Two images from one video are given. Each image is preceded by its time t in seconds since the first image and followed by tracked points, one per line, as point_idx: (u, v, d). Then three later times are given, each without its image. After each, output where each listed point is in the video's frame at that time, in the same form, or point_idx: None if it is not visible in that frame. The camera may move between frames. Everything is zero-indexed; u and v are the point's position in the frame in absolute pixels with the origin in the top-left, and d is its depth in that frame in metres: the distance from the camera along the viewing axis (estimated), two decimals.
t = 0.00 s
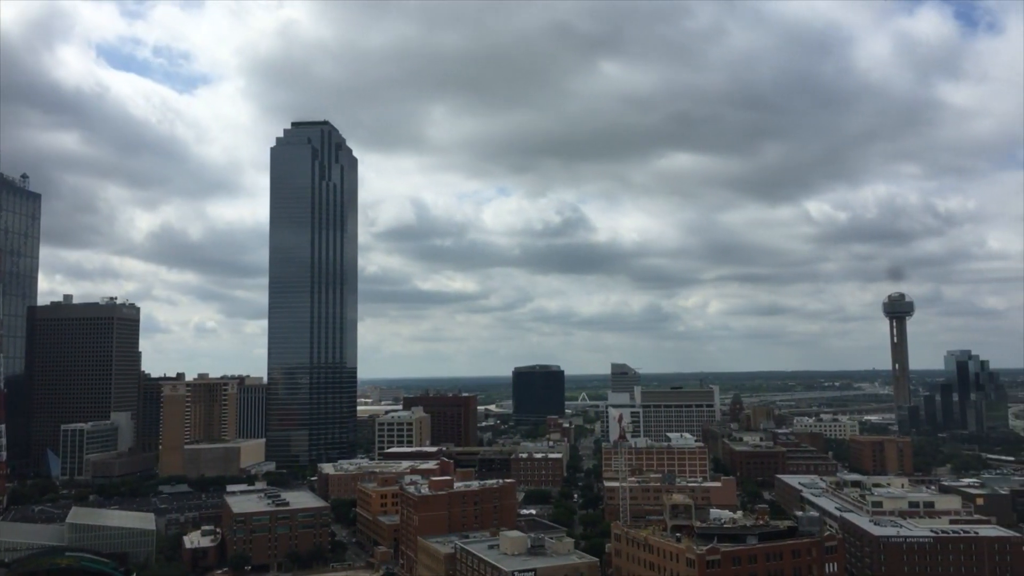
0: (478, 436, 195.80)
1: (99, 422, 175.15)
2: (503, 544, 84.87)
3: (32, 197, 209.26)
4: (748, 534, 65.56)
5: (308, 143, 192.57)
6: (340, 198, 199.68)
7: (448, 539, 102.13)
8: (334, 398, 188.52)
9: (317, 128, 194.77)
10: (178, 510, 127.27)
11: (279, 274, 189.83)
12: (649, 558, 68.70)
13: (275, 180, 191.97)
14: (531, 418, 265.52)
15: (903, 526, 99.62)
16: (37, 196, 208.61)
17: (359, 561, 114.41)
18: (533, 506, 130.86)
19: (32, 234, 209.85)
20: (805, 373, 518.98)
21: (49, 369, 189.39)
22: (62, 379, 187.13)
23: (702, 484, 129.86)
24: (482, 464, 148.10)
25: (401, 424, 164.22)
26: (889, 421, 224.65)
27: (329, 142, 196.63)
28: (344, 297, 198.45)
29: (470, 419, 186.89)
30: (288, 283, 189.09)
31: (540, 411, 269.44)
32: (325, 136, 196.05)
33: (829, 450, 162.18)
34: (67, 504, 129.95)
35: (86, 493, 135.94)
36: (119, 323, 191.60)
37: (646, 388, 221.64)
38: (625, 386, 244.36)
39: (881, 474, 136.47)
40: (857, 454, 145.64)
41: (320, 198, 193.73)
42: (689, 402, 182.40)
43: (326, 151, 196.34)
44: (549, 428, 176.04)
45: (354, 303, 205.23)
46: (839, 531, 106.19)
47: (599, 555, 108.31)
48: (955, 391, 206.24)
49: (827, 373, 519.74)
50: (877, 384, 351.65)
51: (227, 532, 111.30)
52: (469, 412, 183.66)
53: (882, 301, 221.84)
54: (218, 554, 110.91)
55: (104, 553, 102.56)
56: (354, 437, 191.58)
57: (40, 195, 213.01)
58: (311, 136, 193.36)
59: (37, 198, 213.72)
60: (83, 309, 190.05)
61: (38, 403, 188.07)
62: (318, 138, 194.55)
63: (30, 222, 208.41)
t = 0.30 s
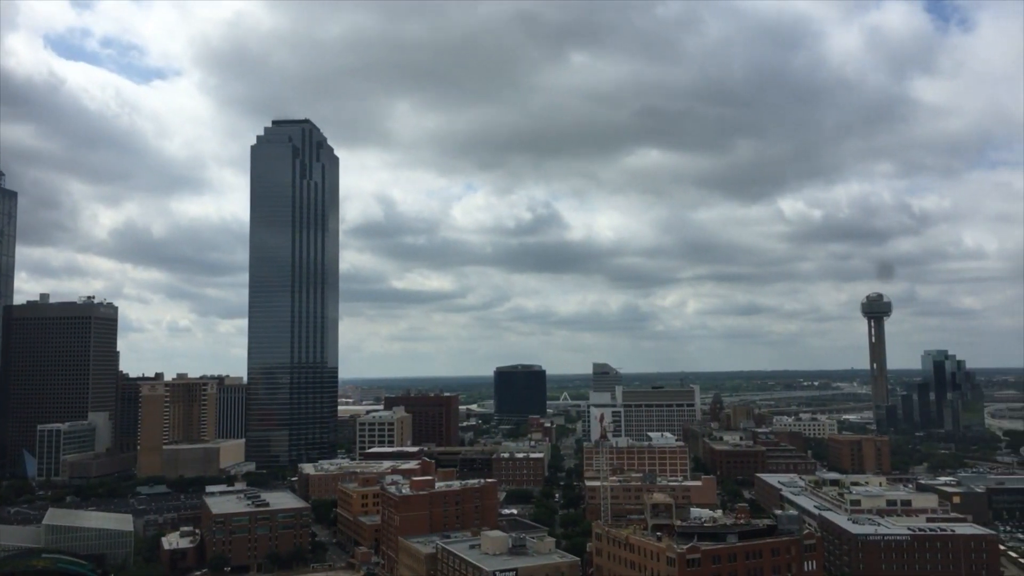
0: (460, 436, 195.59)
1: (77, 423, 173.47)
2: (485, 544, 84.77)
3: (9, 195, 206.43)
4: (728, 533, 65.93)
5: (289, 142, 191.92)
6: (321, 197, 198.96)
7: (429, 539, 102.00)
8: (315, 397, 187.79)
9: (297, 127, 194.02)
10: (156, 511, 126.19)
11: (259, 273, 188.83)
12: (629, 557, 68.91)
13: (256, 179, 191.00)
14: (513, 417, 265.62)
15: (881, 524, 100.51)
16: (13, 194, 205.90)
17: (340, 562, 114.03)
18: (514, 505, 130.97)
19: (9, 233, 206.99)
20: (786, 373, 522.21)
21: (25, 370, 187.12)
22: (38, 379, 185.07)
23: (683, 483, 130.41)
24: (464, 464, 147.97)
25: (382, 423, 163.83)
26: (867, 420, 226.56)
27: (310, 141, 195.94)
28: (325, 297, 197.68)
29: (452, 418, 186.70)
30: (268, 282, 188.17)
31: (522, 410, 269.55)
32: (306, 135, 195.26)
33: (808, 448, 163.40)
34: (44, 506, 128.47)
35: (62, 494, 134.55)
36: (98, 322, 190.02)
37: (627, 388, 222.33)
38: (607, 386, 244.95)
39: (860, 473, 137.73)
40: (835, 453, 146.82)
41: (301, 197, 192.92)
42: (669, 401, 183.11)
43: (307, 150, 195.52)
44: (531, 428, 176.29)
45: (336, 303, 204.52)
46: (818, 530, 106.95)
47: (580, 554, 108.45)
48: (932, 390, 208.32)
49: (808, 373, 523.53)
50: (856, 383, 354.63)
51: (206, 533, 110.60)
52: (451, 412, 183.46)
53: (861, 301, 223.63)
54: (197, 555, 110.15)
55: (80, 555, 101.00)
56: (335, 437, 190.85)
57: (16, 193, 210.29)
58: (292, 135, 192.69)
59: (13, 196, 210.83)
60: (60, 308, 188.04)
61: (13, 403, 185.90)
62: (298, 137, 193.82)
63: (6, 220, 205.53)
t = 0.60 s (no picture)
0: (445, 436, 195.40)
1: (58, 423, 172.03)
2: (469, 544, 84.84)
3: None
4: (711, 531, 66.31)
5: (272, 141, 191.36)
6: (305, 196, 198.49)
7: (413, 539, 101.90)
8: (299, 397, 187.20)
9: (281, 126, 193.53)
10: (138, 512, 125.37)
11: (243, 273, 187.92)
12: (613, 555, 69.15)
13: (239, 178, 190.22)
14: (498, 417, 265.71)
15: (862, 522, 101.20)
16: None
17: (324, 562, 113.78)
18: (499, 505, 131.10)
19: None
20: (770, 373, 525.06)
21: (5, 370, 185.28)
22: (18, 380, 183.39)
23: (667, 483, 130.87)
24: (448, 464, 147.90)
25: (367, 423, 163.54)
26: (849, 420, 228.08)
27: (294, 140, 195.50)
28: (309, 296, 197.12)
29: (437, 418, 186.51)
30: (252, 282, 187.39)
31: (507, 410, 269.66)
32: (289, 134, 194.81)
33: (791, 447, 164.45)
34: (24, 507, 127.30)
35: (43, 495, 133.41)
36: (79, 322, 188.65)
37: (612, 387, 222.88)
38: (592, 385, 245.50)
39: (841, 472, 138.75)
40: (817, 452, 147.83)
41: (285, 197, 192.32)
42: (653, 401, 183.84)
43: (291, 149, 195.04)
44: (516, 427, 176.47)
45: (320, 302, 203.97)
46: (800, 528, 107.57)
47: (564, 554, 108.65)
48: (913, 389, 209.96)
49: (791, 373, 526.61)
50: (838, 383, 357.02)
51: (189, 534, 110.06)
52: (436, 412, 183.30)
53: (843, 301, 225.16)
54: (179, 556, 109.50)
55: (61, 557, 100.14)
56: (319, 437, 190.31)
57: None
58: (275, 134, 192.19)
59: None
60: (40, 308, 186.49)
61: None
62: (282, 136, 193.34)
63: None
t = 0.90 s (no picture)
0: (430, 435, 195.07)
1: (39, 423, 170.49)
2: (454, 544, 84.84)
3: None
4: (695, 530, 66.59)
5: (257, 139, 190.64)
6: (290, 194, 197.73)
7: (398, 539, 101.76)
8: (283, 397, 186.39)
9: (266, 124, 192.77)
10: (121, 513, 124.52)
11: (227, 272, 186.92)
12: (599, 555, 69.26)
13: (224, 176, 189.29)
14: (483, 417, 265.67)
15: (846, 521, 101.80)
16: None
17: (309, 563, 113.40)
18: (484, 505, 131.09)
19: None
20: (755, 373, 527.20)
21: None
22: None
23: (651, 482, 131.24)
24: (433, 464, 147.66)
25: (352, 423, 163.05)
26: (833, 419, 229.51)
27: (279, 139, 194.76)
28: (294, 296, 196.30)
29: (422, 418, 186.25)
30: (236, 281, 186.45)
31: (492, 410, 269.58)
32: (275, 132, 194.05)
33: (775, 446, 165.28)
34: (4, 508, 126.10)
35: (24, 496, 132.18)
36: (61, 321, 187.12)
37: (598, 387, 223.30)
38: (577, 385, 245.86)
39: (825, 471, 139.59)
40: (801, 452, 148.56)
41: (270, 196, 191.50)
42: (638, 400, 184.31)
43: (277, 148, 194.29)
44: (501, 427, 176.44)
45: (305, 302, 203.17)
46: (784, 527, 108.06)
47: (549, 553, 108.71)
48: (895, 388, 211.35)
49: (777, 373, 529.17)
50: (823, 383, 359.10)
51: (172, 535, 109.43)
52: (421, 411, 183.02)
53: (826, 301, 226.51)
54: (162, 557, 108.81)
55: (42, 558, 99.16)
56: (304, 437, 189.56)
57: None
58: (261, 132, 191.49)
59: None
60: (22, 307, 184.78)
61: None
62: (267, 134, 192.64)
63: None
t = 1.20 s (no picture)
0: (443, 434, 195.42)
1: (56, 421, 171.91)
2: (467, 542, 85.02)
3: None
4: (709, 529, 66.32)
5: (271, 139, 191.24)
6: (304, 193, 198.26)
7: (411, 537, 102.06)
8: (297, 395, 187.18)
9: (280, 123, 193.32)
10: (137, 510, 125.44)
11: (241, 271, 187.78)
12: (612, 554, 69.21)
13: (238, 176, 190.10)
14: (496, 415, 266.04)
15: (861, 520, 101.36)
16: None
17: (323, 560, 113.82)
18: (498, 502, 131.24)
19: None
20: (768, 371, 525.06)
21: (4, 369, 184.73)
22: (17, 378, 183.26)
23: (665, 480, 130.99)
24: (447, 462, 147.95)
25: (365, 421, 163.65)
26: (847, 417, 228.39)
27: (293, 138, 195.37)
28: (308, 294, 196.94)
29: (436, 416, 186.58)
30: (250, 280, 187.33)
31: (505, 408, 269.80)
32: (288, 132, 194.59)
33: (789, 445, 164.55)
34: (23, 505, 127.39)
35: (42, 493, 133.40)
36: (77, 320, 188.54)
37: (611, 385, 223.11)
38: (591, 383, 245.72)
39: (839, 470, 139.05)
40: (816, 450, 147.91)
41: (284, 195, 192.15)
42: (652, 399, 183.92)
43: (290, 147, 194.85)
44: (514, 425, 176.62)
45: (318, 300, 203.82)
46: (799, 526, 107.60)
47: (563, 552, 108.71)
48: (911, 387, 210.01)
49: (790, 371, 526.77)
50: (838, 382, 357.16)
51: (188, 532, 110.14)
52: (435, 409, 183.34)
53: (841, 299, 225.34)
54: (178, 554, 109.58)
55: (60, 555, 100.02)
56: (318, 434, 190.28)
57: None
58: (274, 131, 192.05)
59: None
60: (39, 306, 186.32)
61: None
62: (281, 133, 193.18)
63: None
